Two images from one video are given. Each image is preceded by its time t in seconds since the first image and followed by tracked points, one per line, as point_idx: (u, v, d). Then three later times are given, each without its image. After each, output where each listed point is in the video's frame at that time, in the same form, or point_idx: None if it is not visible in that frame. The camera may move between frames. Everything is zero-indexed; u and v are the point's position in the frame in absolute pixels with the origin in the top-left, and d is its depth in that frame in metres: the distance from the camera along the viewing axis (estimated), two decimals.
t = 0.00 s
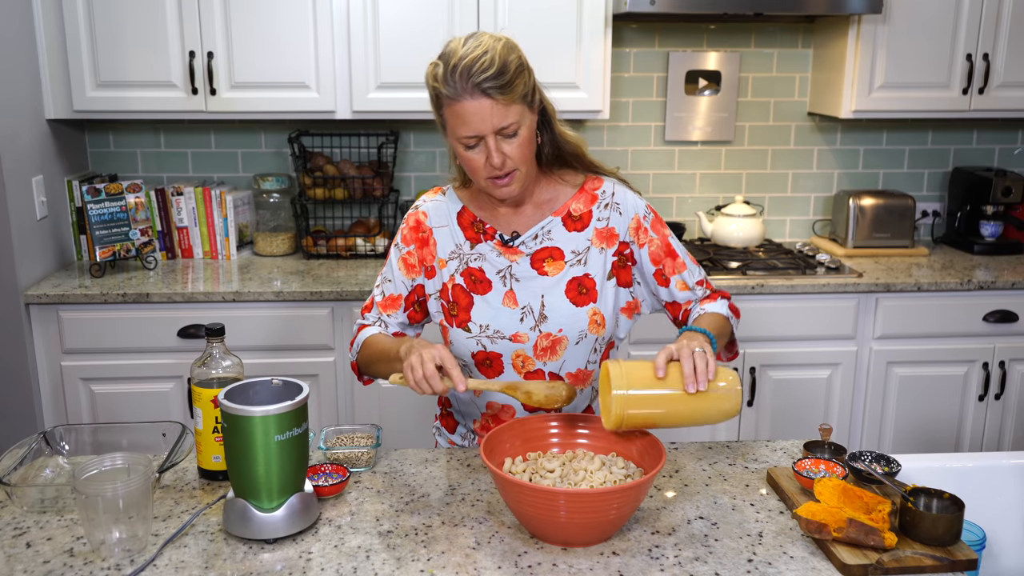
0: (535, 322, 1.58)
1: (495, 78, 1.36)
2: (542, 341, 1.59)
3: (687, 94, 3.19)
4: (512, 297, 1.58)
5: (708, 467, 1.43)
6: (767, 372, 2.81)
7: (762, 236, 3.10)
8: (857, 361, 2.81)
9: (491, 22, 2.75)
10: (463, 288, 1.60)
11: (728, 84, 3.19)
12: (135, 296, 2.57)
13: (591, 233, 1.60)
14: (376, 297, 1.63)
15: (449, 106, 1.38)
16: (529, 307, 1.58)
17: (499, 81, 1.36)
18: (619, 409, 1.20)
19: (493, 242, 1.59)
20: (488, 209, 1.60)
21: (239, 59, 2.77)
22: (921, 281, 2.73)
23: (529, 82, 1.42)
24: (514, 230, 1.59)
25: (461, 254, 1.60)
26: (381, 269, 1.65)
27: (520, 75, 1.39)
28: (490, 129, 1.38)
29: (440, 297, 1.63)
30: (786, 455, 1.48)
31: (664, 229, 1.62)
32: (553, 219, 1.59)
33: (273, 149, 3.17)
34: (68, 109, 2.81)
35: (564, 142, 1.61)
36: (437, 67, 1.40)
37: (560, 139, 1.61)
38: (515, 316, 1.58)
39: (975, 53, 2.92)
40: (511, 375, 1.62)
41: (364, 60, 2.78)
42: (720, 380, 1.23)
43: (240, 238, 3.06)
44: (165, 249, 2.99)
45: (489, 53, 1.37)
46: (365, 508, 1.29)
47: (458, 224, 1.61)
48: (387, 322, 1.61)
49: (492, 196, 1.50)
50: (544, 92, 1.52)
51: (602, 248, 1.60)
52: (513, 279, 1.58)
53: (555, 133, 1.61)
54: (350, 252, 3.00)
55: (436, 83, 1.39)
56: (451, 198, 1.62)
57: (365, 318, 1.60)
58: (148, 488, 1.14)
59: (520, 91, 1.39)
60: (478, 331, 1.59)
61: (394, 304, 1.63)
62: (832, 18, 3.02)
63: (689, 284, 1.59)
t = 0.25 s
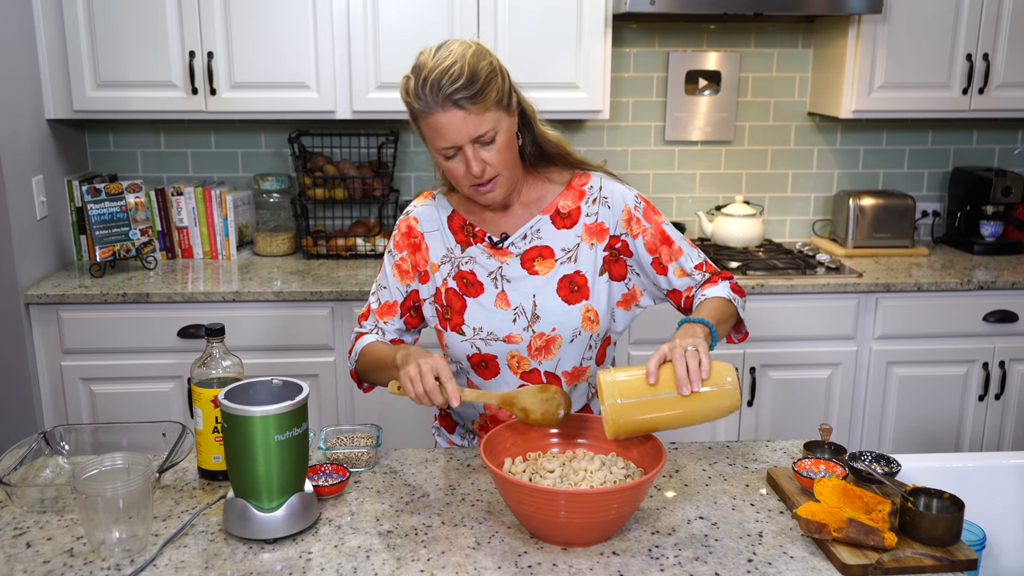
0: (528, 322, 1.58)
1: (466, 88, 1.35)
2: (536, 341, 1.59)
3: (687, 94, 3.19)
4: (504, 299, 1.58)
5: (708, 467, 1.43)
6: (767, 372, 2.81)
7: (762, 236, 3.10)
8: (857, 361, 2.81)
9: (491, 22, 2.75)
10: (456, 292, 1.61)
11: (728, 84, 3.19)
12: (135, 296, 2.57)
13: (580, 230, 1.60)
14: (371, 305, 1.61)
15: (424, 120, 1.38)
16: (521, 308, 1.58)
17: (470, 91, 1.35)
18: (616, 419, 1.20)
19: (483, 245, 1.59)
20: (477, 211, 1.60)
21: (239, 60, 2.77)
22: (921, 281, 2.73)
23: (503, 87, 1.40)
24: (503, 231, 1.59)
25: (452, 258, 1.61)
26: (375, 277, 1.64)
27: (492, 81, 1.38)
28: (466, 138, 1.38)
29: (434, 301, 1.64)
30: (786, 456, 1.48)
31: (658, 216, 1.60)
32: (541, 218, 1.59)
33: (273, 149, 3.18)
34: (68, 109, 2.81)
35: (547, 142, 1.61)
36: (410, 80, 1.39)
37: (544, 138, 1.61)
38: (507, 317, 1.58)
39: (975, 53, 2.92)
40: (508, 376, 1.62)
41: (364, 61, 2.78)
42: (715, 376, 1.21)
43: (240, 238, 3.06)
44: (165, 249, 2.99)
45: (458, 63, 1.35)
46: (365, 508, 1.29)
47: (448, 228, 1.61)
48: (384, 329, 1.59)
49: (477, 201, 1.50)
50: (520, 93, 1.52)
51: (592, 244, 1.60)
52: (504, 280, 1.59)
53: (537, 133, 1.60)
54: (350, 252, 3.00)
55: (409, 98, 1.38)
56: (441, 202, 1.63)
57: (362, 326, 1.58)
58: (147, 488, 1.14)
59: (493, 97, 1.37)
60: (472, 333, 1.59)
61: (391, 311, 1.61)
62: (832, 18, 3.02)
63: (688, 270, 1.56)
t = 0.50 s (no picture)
0: (524, 323, 1.58)
1: (451, 97, 1.34)
2: (533, 342, 1.59)
3: (687, 94, 3.19)
4: (500, 300, 1.58)
5: (708, 467, 1.43)
6: (767, 372, 2.81)
7: (762, 236, 3.10)
8: (857, 361, 2.81)
9: (491, 22, 2.75)
10: (452, 294, 1.61)
11: (728, 84, 3.19)
12: (135, 296, 2.57)
13: (575, 229, 1.60)
14: (368, 308, 1.61)
15: (413, 129, 1.38)
16: (517, 309, 1.58)
17: (456, 100, 1.34)
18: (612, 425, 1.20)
19: (478, 247, 1.59)
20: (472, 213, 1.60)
21: (239, 59, 2.77)
22: (921, 281, 2.73)
23: (490, 92, 1.39)
24: (498, 233, 1.59)
25: (448, 260, 1.61)
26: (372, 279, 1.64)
27: (479, 88, 1.37)
28: (455, 147, 1.38)
29: (430, 303, 1.64)
30: (786, 455, 1.48)
31: (653, 210, 1.60)
32: (536, 218, 1.58)
33: (273, 149, 3.18)
34: (68, 109, 2.81)
35: (539, 143, 1.61)
36: (396, 89, 1.38)
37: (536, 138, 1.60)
38: (504, 319, 1.58)
39: (975, 53, 2.92)
40: (506, 377, 1.62)
41: (364, 61, 2.78)
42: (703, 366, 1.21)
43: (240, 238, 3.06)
44: (165, 249, 2.99)
45: (442, 72, 1.34)
46: (365, 508, 1.29)
47: (443, 230, 1.61)
48: (381, 331, 1.59)
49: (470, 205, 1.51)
50: (509, 92, 1.52)
51: (587, 243, 1.60)
52: (500, 282, 1.59)
53: (528, 134, 1.60)
54: (351, 252, 3.00)
55: (396, 108, 1.38)
56: (437, 204, 1.62)
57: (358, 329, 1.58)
58: (147, 488, 1.14)
59: (479, 104, 1.37)
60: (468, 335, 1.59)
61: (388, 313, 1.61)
62: (832, 18, 3.02)
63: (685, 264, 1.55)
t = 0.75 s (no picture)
0: (522, 324, 1.58)
1: (441, 101, 1.34)
2: (531, 342, 1.59)
3: (687, 94, 3.19)
4: (498, 301, 1.58)
5: (708, 467, 1.43)
6: (767, 372, 2.81)
7: (762, 236, 3.10)
8: (857, 361, 2.81)
9: (491, 22, 2.75)
10: (449, 295, 1.61)
11: (728, 84, 3.19)
12: (135, 296, 2.57)
13: (571, 228, 1.60)
14: (365, 309, 1.61)
15: (404, 134, 1.38)
16: (514, 310, 1.58)
17: (445, 104, 1.34)
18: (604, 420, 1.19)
19: (475, 248, 1.59)
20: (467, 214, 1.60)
21: (239, 59, 2.77)
22: (921, 281, 2.73)
23: (481, 94, 1.39)
24: (495, 234, 1.59)
25: (445, 261, 1.61)
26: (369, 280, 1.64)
27: (468, 90, 1.37)
28: (446, 150, 1.38)
29: (428, 303, 1.64)
30: (786, 455, 1.48)
31: (649, 207, 1.59)
32: (532, 218, 1.59)
33: (273, 149, 3.18)
34: (68, 109, 2.81)
35: (532, 143, 1.61)
36: (386, 93, 1.38)
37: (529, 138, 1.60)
38: (501, 320, 1.58)
39: (975, 53, 2.92)
40: (505, 377, 1.63)
41: (364, 61, 2.78)
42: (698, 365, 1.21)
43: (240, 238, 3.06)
44: (165, 249, 2.99)
45: (431, 76, 1.34)
46: (365, 508, 1.29)
47: (440, 232, 1.61)
48: (379, 333, 1.59)
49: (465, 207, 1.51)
50: (500, 94, 1.52)
51: (583, 242, 1.60)
52: (497, 283, 1.59)
53: (522, 134, 1.61)
54: (351, 252, 3.00)
55: (386, 114, 1.38)
56: (434, 205, 1.63)
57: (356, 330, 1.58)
58: (147, 488, 1.14)
59: (469, 106, 1.36)
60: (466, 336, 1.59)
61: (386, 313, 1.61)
62: (832, 18, 3.02)
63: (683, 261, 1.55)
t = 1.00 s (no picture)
0: (522, 324, 1.58)
1: (436, 102, 1.34)
2: (531, 343, 1.59)
3: (687, 94, 3.19)
4: (497, 302, 1.59)
5: (708, 467, 1.43)
6: (767, 372, 2.81)
7: (762, 236, 3.09)
8: (857, 361, 2.81)
9: (491, 22, 2.75)
10: (449, 295, 1.61)
11: (728, 84, 3.19)
12: (135, 296, 2.57)
13: (571, 228, 1.60)
14: (366, 308, 1.57)
15: (400, 135, 1.38)
16: (514, 310, 1.58)
17: (441, 104, 1.34)
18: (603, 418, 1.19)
19: (474, 249, 1.59)
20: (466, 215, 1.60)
21: (239, 59, 2.77)
22: (921, 281, 2.73)
23: (477, 95, 1.38)
24: (494, 235, 1.59)
25: (444, 261, 1.61)
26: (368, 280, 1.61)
27: (464, 90, 1.36)
28: (442, 151, 1.38)
29: (428, 302, 1.64)
30: (786, 455, 1.48)
31: (648, 206, 1.59)
32: (531, 219, 1.59)
33: (273, 149, 3.18)
34: (68, 109, 2.81)
35: (530, 143, 1.61)
36: (383, 94, 1.38)
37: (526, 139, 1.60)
38: (501, 321, 1.59)
39: (975, 53, 2.92)
40: (505, 378, 1.63)
41: (364, 61, 2.78)
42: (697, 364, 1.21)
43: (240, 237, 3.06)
44: (165, 249, 2.99)
45: (427, 76, 1.34)
46: (365, 508, 1.29)
47: (439, 232, 1.61)
48: (381, 333, 1.55)
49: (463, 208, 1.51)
50: (498, 94, 1.52)
51: (583, 242, 1.60)
52: (496, 283, 1.59)
53: (519, 134, 1.60)
54: (350, 252, 3.00)
55: (383, 115, 1.38)
56: (433, 205, 1.62)
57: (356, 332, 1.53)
58: (147, 488, 1.14)
59: (465, 107, 1.36)
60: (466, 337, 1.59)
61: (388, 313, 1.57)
62: (832, 18, 3.02)
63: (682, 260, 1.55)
